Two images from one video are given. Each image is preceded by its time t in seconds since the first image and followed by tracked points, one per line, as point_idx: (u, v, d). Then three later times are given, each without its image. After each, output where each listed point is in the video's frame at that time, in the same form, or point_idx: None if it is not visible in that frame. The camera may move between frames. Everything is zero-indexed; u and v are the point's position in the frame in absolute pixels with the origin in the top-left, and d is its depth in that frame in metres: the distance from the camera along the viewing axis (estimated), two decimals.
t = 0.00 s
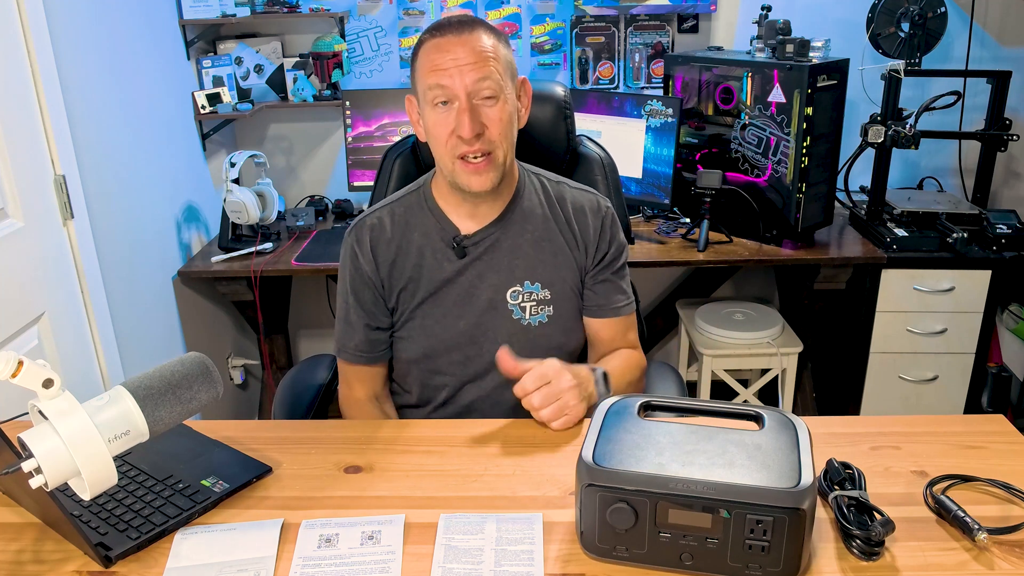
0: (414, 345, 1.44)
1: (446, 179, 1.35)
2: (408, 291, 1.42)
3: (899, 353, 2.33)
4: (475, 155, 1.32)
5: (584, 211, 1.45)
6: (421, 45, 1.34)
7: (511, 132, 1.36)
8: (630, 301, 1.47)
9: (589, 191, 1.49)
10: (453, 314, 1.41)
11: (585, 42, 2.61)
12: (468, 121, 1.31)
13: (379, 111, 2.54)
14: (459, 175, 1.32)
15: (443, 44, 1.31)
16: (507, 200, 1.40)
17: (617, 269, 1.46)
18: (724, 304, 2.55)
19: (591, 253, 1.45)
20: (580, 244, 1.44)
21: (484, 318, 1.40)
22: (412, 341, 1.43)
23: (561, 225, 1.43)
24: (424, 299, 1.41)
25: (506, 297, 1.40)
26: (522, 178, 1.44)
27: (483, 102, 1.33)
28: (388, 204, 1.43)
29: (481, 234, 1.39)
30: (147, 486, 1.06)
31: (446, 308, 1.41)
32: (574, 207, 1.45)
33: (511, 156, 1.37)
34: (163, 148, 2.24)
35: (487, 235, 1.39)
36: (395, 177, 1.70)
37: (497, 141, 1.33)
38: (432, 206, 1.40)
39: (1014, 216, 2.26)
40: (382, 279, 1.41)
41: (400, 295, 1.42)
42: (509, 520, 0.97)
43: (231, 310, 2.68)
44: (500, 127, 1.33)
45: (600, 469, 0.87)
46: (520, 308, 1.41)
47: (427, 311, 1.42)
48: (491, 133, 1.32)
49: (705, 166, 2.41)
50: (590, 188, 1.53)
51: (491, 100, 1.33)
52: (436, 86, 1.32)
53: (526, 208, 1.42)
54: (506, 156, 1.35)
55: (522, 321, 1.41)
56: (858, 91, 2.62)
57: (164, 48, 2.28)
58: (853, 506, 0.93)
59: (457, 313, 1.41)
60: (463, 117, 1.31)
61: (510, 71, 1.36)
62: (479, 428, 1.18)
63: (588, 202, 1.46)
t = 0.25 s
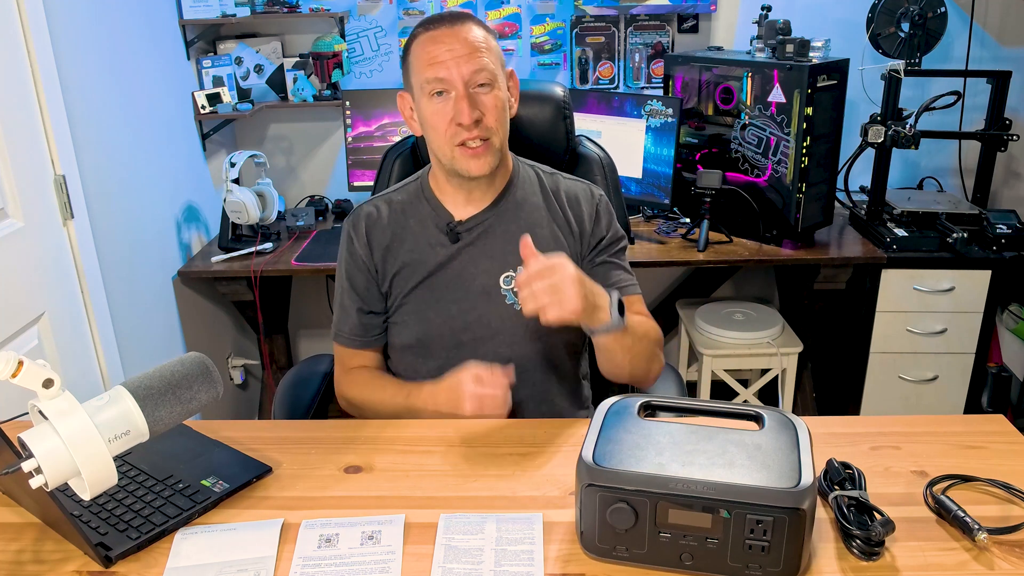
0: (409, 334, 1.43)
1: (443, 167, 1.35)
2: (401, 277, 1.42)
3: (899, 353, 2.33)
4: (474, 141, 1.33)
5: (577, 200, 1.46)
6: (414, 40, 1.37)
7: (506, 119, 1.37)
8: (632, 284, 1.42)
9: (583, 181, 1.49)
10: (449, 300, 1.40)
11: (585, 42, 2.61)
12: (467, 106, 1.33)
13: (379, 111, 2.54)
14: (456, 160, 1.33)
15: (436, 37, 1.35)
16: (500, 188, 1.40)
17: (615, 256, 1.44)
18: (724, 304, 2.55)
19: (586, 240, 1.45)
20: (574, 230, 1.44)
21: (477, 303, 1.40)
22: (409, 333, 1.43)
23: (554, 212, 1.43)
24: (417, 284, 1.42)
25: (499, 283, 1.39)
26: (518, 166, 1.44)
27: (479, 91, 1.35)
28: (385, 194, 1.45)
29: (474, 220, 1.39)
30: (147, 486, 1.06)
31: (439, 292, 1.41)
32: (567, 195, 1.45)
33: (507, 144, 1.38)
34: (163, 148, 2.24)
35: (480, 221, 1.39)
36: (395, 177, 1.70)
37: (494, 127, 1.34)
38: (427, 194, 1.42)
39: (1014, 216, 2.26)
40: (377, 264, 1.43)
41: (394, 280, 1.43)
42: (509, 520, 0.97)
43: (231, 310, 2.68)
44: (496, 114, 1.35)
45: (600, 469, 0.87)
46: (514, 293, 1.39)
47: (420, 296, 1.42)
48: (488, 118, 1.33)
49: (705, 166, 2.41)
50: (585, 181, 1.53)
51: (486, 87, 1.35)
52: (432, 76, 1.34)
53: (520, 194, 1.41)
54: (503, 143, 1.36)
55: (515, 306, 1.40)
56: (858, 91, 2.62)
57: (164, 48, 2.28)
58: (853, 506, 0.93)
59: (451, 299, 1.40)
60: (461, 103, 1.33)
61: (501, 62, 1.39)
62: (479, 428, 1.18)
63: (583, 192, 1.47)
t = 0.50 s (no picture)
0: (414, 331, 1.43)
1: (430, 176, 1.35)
2: (406, 275, 1.42)
3: (899, 353, 2.33)
4: (448, 153, 1.31)
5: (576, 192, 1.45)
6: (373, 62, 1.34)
7: (478, 118, 1.32)
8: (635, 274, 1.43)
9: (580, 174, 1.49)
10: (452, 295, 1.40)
11: (585, 42, 2.61)
12: (428, 122, 1.29)
13: (379, 111, 2.54)
14: (438, 173, 1.33)
15: (391, 56, 1.30)
16: (496, 184, 1.40)
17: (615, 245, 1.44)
18: (724, 304, 2.55)
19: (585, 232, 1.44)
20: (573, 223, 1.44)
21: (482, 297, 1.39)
22: (413, 331, 1.43)
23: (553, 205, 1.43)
24: (421, 282, 1.42)
25: (502, 276, 1.39)
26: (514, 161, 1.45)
27: (441, 101, 1.30)
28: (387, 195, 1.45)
29: (475, 217, 1.39)
30: (147, 486, 1.06)
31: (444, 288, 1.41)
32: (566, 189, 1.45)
33: (487, 141, 1.34)
34: (163, 148, 2.24)
35: (481, 218, 1.39)
36: (395, 177, 1.69)
37: (463, 133, 1.31)
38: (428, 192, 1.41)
39: (1014, 216, 2.26)
40: (382, 264, 1.42)
41: (399, 278, 1.43)
42: (509, 520, 0.97)
43: (231, 310, 2.68)
44: (463, 120, 1.31)
45: (600, 469, 0.87)
46: (517, 287, 1.39)
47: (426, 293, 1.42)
48: (455, 127, 1.30)
49: (705, 166, 2.41)
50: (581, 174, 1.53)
51: (447, 95, 1.30)
52: (394, 97, 1.31)
53: (518, 190, 1.42)
54: (479, 144, 1.33)
55: (519, 299, 1.39)
56: (858, 91, 2.62)
57: (164, 48, 2.28)
58: (853, 506, 0.93)
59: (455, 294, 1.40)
60: (423, 121, 1.29)
61: (462, 62, 1.33)
62: (478, 428, 1.18)
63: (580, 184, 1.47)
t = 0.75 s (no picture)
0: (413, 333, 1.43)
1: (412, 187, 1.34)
2: (401, 280, 1.42)
3: (899, 353, 2.33)
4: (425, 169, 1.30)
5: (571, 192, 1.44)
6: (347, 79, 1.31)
7: (453, 130, 1.29)
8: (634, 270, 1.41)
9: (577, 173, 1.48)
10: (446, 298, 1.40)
11: (585, 42, 2.61)
12: (401, 141, 1.27)
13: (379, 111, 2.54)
14: (418, 186, 1.32)
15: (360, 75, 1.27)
16: (484, 188, 1.39)
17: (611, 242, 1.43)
18: (724, 304, 2.55)
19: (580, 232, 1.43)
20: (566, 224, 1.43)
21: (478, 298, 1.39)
22: (410, 333, 1.43)
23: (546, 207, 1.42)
24: (417, 287, 1.42)
25: (495, 279, 1.39)
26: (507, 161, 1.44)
27: (414, 116, 1.27)
28: (383, 200, 1.45)
29: (467, 221, 1.39)
30: (147, 486, 1.06)
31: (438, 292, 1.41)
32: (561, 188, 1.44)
33: (465, 152, 1.32)
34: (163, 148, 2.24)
35: (474, 222, 1.39)
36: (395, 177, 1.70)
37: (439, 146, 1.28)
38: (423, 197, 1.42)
39: (1014, 216, 2.26)
40: (379, 269, 1.42)
41: (395, 283, 1.43)
42: (509, 520, 0.97)
43: (231, 310, 2.68)
44: (437, 133, 1.28)
45: (600, 469, 0.87)
46: (510, 290, 1.39)
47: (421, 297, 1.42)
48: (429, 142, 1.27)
49: (705, 166, 2.41)
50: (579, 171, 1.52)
51: (418, 111, 1.27)
52: (368, 116, 1.29)
53: (512, 191, 1.41)
54: (456, 157, 1.30)
55: (512, 303, 1.39)
56: (858, 91, 2.62)
57: (164, 48, 2.28)
58: (853, 506, 0.93)
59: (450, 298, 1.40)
60: (396, 139, 1.27)
61: (434, 74, 1.29)
62: (478, 428, 1.18)
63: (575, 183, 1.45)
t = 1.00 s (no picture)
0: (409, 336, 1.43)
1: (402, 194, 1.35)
2: (394, 285, 1.42)
3: (899, 353, 2.33)
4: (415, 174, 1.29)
5: (563, 197, 1.44)
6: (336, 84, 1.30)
7: (444, 137, 1.29)
8: (617, 285, 1.40)
9: (571, 176, 1.47)
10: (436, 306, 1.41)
11: (585, 42, 2.61)
12: (392, 147, 1.27)
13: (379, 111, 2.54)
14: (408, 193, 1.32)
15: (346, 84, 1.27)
16: (475, 194, 1.40)
17: (598, 251, 1.41)
18: (724, 304, 2.54)
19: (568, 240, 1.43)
20: (554, 232, 1.43)
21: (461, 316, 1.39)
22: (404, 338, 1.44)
23: (535, 214, 1.42)
24: (408, 292, 1.42)
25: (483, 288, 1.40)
26: (500, 167, 1.43)
27: (404, 124, 1.26)
28: (378, 203, 1.45)
29: (459, 227, 1.40)
30: (147, 486, 1.06)
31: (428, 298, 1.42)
32: (553, 193, 1.44)
33: (455, 159, 1.32)
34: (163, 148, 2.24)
35: (465, 228, 1.40)
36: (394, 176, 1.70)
37: (429, 153, 1.28)
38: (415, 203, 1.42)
39: (1014, 216, 2.26)
40: (372, 273, 1.43)
41: (388, 288, 1.43)
42: (509, 520, 0.97)
43: (231, 310, 2.68)
44: (428, 140, 1.28)
45: (601, 469, 0.87)
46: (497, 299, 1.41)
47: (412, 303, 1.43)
48: (419, 150, 1.27)
49: (705, 166, 2.41)
50: (574, 174, 1.51)
51: (409, 117, 1.26)
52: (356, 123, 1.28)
53: (502, 197, 1.41)
54: (447, 163, 1.31)
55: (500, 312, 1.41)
56: (858, 91, 2.62)
57: (164, 48, 2.28)
58: (853, 506, 0.93)
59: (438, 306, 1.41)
60: (386, 145, 1.27)
61: (425, 80, 1.29)
62: (478, 428, 1.18)
63: (566, 190, 1.45)
